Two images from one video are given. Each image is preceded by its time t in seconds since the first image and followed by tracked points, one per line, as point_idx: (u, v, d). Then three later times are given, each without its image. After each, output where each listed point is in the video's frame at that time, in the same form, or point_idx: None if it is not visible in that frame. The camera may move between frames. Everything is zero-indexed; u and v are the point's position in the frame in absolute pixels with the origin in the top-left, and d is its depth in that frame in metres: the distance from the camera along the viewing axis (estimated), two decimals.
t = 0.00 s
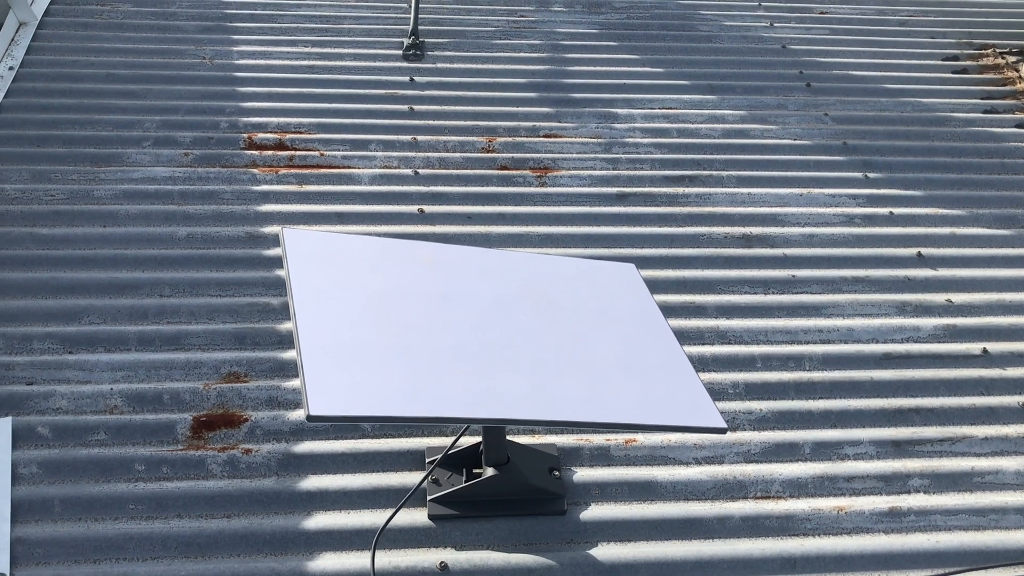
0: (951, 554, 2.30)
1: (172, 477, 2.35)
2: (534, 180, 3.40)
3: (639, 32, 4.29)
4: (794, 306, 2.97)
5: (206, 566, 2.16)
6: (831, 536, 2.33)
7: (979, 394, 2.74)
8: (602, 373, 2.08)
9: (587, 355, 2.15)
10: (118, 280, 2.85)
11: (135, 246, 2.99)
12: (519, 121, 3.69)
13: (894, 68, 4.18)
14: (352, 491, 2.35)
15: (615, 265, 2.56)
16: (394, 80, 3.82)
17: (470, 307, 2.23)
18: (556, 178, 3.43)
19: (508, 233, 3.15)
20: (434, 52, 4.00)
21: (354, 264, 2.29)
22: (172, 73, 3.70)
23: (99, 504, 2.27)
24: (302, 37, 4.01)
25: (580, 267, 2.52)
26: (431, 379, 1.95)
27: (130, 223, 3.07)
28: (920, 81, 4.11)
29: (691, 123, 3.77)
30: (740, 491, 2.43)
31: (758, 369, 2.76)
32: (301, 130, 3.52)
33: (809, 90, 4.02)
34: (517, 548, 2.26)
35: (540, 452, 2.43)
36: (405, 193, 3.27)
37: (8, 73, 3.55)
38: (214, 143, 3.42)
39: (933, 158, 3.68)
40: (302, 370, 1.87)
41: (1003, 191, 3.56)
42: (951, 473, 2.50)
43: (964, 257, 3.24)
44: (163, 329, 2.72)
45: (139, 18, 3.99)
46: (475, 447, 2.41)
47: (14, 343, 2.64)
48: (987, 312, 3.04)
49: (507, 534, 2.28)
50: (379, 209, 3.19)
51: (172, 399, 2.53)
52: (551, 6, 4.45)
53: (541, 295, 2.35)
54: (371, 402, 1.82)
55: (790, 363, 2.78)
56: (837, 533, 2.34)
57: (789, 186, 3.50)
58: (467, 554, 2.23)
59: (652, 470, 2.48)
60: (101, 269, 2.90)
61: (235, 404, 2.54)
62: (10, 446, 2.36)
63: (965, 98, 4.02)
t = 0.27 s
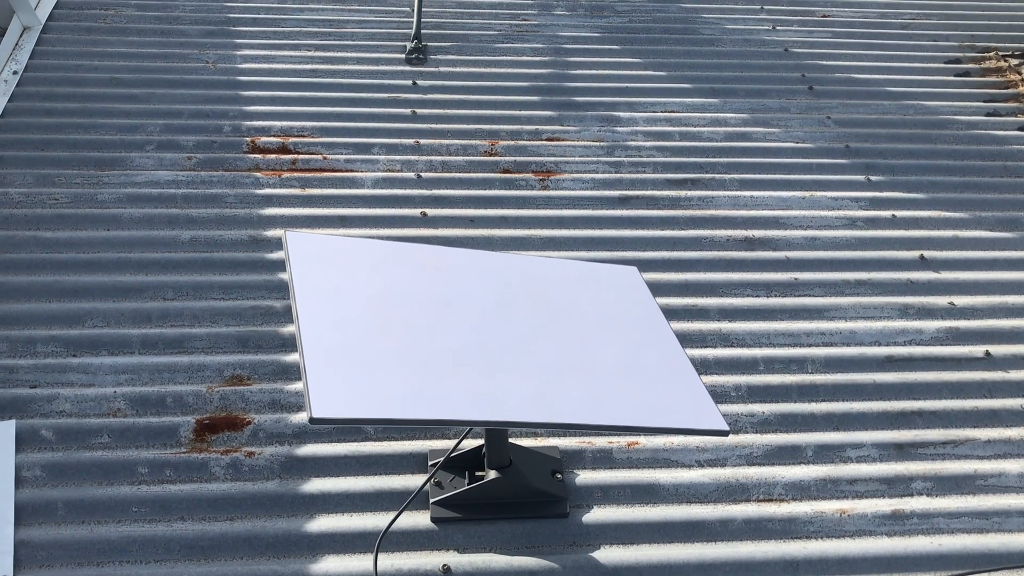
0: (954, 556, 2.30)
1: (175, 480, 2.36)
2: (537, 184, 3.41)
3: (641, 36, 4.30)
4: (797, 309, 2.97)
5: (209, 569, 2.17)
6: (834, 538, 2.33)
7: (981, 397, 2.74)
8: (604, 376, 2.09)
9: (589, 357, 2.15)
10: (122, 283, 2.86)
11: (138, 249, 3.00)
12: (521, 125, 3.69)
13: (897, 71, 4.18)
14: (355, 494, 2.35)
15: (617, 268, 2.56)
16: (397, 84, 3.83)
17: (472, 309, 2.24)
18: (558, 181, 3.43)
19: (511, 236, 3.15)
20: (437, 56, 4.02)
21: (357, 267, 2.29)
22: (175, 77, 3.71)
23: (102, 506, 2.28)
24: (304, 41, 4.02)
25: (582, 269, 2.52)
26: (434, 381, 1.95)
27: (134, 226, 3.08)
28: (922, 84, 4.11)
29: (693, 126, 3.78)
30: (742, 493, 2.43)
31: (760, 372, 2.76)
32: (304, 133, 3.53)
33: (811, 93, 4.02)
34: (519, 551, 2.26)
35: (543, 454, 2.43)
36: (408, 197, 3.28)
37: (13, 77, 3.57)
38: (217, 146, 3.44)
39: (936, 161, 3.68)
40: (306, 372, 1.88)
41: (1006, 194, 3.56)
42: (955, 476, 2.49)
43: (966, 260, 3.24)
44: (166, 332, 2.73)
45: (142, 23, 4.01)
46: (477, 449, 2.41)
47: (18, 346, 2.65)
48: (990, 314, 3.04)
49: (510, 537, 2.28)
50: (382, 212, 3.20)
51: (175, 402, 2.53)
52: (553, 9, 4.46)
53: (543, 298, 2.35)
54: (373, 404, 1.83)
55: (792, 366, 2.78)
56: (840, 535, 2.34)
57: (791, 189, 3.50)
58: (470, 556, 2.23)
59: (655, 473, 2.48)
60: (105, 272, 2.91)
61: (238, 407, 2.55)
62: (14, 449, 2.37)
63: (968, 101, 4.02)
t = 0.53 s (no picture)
0: (955, 558, 2.30)
1: (176, 483, 2.36)
2: (537, 186, 3.41)
3: (641, 38, 4.30)
4: (797, 311, 2.97)
5: (210, 572, 2.17)
6: (835, 540, 2.33)
7: (982, 399, 2.74)
8: (604, 378, 2.09)
9: (589, 359, 2.15)
10: (123, 286, 2.87)
11: (139, 253, 3.00)
12: (522, 127, 3.70)
13: (897, 73, 4.19)
14: (355, 497, 2.35)
15: (617, 270, 2.56)
16: (397, 87, 3.84)
17: (472, 312, 2.24)
18: (558, 183, 3.44)
19: (511, 238, 3.15)
20: (437, 59, 4.02)
21: (357, 270, 2.30)
22: (176, 80, 3.72)
23: (103, 509, 2.28)
24: (305, 45, 4.03)
25: (582, 272, 2.52)
26: (434, 384, 1.95)
27: (135, 229, 3.09)
28: (922, 86, 4.11)
29: (694, 128, 3.78)
30: (743, 495, 2.43)
31: (761, 374, 2.76)
32: (305, 136, 3.54)
33: (811, 95, 4.02)
34: (520, 553, 2.26)
35: (543, 457, 2.43)
36: (409, 199, 3.28)
37: (14, 81, 3.58)
38: (218, 150, 3.44)
39: (936, 162, 3.68)
40: (305, 375, 1.88)
41: (1007, 195, 3.56)
42: (955, 478, 2.49)
43: (967, 261, 3.24)
44: (167, 335, 2.73)
45: (144, 27, 4.02)
46: (478, 452, 2.41)
47: (19, 350, 2.65)
48: (991, 316, 3.03)
49: (510, 540, 2.27)
50: (382, 215, 3.20)
51: (176, 405, 2.54)
52: (553, 12, 4.47)
53: (543, 300, 2.35)
54: (373, 407, 1.83)
55: (793, 368, 2.78)
56: (841, 537, 2.34)
57: (792, 191, 3.51)
58: (470, 559, 2.23)
59: (655, 475, 2.48)
60: (105, 275, 2.92)
61: (239, 410, 2.55)
62: (15, 452, 2.37)
63: (968, 103, 4.03)
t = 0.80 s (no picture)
0: (954, 559, 2.30)
1: (175, 485, 2.36)
2: (536, 188, 3.41)
3: (641, 39, 4.31)
4: (796, 312, 2.97)
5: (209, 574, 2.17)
6: (834, 542, 2.33)
7: (981, 400, 2.74)
8: (603, 380, 2.09)
9: (588, 361, 2.15)
10: (122, 288, 2.87)
11: (139, 255, 3.01)
12: (521, 129, 3.70)
13: (896, 74, 4.19)
14: (354, 499, 2.35)
15: (616, 272, 2.56)
16: (397, 88, 3.84)
17: (471, 313, 2.24)
18: (557, 185, 3.44)
19: (510, 240, 3.16)
20: (437, 61, 4.03)
21: (356, 272, 2.30)
22: (176, 82, 3.72)
23: (102, 511, 2.28)
24: (304, 47, 4.03)
25: (582, 273, 2.52)
26: (432, 386, 1.95)
27: (134, 232, 3.09)
28: (922, 87, 4.12)
29: (693, 130, 3.78)
30: (742, 497, 2.43)
31: (760, 375, 2.76)
32: (304, 138, 3.54)
33: (810, 97, 4.02)
34: (519, 555, 2.26)
35: (542, 458, 2.43)
36: (408, 201, 3.28)
37: (14, 83, 3.58)
38: (217, 152, 3.45)
39: (935, 163, 3.69)
40: (304, 377, 1.88)
41: (1006, 196, 3.56)
42: (955, 479, 2.49)
43: (966, 262, 3.24)
44: (166, 337, 2.73)
45: (143, 29, 4.02)
46: (477, 454, 2.41)
47: (18, 352, 2.65)
48: (990, 317, 3.03)
49: (510, 541, 2.27)
50: (382, 217, 3.20)
51: (175, 407, 2.54)
52: (553, 14, 4.47)
53: (542, 302, 2.35)
54: (371, 409, 1.83)
55: (792, 369, 2.78)
56: (840, 539, 2.34)
57: (791, 192, 3.51)
58: (469, 560, 2.23)
59: (654, 476, 2.48)
60: (105, 277, 2.92)
61: (238, 412, 2.55)
62: (14, 455, 2.37)
63: (968, 104, 4.03)
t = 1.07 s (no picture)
0: (954, 562, 2.29)
1: (174, 487, 2.36)
2: (536, 189, 3.41)
3: (640, 41, 4.31)
4: (796, 314, 2.97)
5: None
6: (834, 544, 2.32)
7: (981, 402, 2.74)
8: (603, 382, 2.08)
9: (587, 363, 2.15)
10: (121, 290, 2.87)
11: (138, 256, 3.00)
12: (521, 130, 3.70)
13: (896, 76, 4.19)
14: (354, 500, 2.35)
15: (616, 274, 2.56)
16: (396, 90, 3.84)
17: (471, 315, 2.23)
18: (557, 186, 3.44)
19: (510, 241, 3.15)
20: (436, 62, 4.02)
21: (355, 273, 2.29)
22: (175, 83, 3.72)
23: (101, 513, 2.27)
24: (304, 48, 4.03)
25: (581, 275, 2.52)
26: (432, 388, 1.95)
27: (133, 233, 3.09)
28: (922, 89, 4.12)
29: (693, 131, 3.78)
30: (742, 499, 2.42)
31: (759, 377, 2.75)
32: (304, 139, 3.54)
33: (810, 98, 4.02)
34: (518, 557, 2.25)
35: (542, 460, 2.43)
36: (408, 202, 3.28)
37: (13, 84, 3.57)
38: (217, 153, 3.44)
39: (935, 165, 3.69)
40: (303, 379, 1.88)
41: (1006, 198, 3.56)
42: (954, 481, 2.49)
43: (966, 264, 3.23)
44: (165, 339, 2.73)
45: (143, 30, 4.02)
46: (476, 456, 2.41)
47: (17, 353, 2.64)
48: (990, 319, 3.03)
49: (509, 543, 2.27)
50: (381, 218, 3.20)
51: (174, 409, 2.54)
52: (552, 15, 4.47)
53: (542, 304, 2.35)
54: (370, 411, 1.83)
55: (792, 371, 2.78)
56: (840, 541, 2.33)
57: (791, 194, 3.50)
58: (468, 562, 2.22)
59: (654, 478, 2.47)
60: (104, 279, 2.92)
61: (237, 413, 2.55)
62: (13, 456, 2.37)
63: (967, 106, 4.03)
